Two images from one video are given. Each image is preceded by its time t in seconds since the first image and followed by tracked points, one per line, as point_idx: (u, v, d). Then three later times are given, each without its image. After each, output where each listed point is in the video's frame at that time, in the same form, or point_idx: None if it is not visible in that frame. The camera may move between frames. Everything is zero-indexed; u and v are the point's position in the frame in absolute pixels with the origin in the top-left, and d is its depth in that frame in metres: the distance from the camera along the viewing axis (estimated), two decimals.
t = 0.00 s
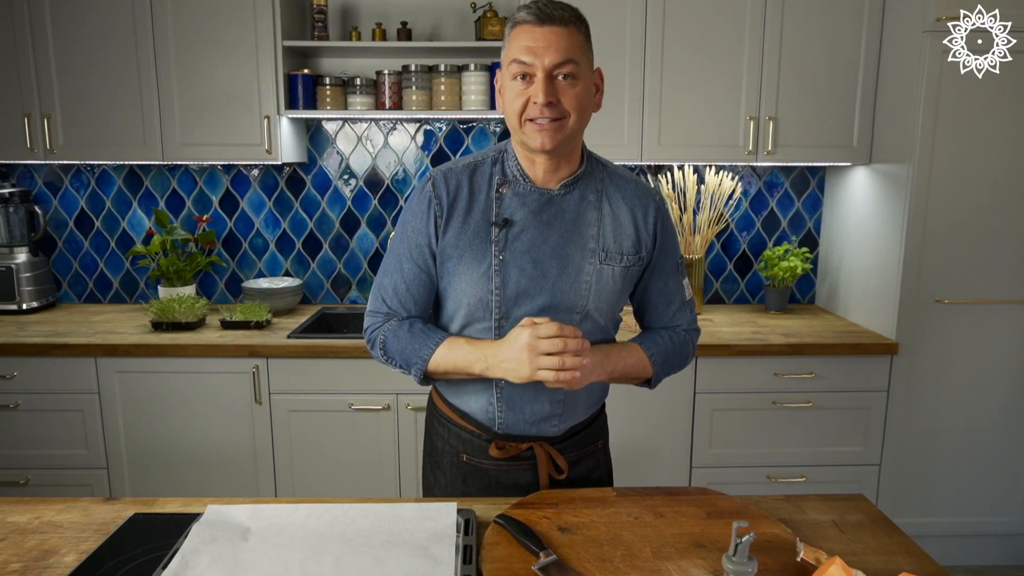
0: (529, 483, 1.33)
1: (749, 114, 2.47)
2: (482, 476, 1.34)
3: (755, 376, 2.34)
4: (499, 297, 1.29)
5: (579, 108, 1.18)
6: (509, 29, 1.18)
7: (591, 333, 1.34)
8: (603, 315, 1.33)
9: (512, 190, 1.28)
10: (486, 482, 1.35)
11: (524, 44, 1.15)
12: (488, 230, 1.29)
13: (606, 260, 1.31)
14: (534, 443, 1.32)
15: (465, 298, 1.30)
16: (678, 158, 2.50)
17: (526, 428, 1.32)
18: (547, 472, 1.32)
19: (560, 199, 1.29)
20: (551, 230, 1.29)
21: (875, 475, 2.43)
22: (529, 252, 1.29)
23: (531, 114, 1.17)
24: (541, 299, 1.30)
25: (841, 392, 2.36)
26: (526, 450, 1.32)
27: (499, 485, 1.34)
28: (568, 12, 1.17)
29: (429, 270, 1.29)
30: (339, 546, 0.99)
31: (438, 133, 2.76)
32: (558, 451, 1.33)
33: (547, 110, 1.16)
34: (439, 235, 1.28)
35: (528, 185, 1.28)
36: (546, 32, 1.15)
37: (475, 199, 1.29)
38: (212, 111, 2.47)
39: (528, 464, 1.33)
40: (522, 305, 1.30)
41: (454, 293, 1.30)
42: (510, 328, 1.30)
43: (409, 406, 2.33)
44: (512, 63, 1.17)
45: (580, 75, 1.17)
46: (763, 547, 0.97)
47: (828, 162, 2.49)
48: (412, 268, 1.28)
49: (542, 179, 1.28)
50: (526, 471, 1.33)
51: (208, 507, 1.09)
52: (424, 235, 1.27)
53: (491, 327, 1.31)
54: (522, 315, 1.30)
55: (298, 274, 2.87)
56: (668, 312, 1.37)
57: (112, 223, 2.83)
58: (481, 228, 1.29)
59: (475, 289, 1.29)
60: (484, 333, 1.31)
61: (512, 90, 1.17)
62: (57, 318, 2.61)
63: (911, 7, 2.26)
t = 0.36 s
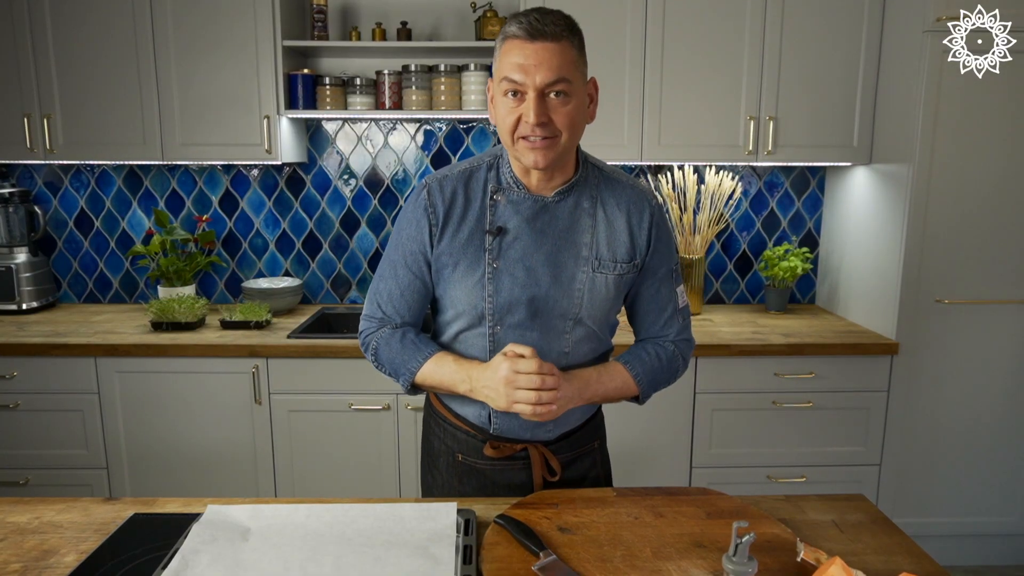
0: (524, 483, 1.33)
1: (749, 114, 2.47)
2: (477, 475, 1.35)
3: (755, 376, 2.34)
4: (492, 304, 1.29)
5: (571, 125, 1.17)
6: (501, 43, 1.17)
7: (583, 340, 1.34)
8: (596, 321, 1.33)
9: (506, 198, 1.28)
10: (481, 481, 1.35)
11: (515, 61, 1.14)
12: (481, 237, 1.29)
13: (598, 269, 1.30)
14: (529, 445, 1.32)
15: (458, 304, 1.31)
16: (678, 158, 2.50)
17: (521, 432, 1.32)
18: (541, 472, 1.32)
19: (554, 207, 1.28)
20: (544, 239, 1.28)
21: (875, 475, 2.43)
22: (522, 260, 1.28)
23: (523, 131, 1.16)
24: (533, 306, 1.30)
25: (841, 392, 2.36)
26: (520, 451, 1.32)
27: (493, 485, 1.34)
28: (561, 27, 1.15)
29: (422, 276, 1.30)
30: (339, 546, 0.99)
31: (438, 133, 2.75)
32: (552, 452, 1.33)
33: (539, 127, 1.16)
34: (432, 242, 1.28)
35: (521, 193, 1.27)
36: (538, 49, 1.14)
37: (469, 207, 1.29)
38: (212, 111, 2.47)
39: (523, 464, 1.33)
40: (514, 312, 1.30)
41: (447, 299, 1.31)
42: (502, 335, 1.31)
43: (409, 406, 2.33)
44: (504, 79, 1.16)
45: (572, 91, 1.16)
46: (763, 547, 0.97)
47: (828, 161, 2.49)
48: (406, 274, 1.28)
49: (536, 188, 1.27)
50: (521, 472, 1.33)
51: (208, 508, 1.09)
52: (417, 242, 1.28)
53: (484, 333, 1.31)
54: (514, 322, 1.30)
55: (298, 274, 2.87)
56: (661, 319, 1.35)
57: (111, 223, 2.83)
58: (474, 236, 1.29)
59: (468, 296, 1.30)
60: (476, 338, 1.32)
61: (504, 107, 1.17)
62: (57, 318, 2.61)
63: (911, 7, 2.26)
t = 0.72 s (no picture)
0: (529, 487, 1.33)
1: (749, 114, 2.47)
2: (481, 480, 1.34)
3: (755, 376, 2.34)
4: (491, 284, 1.28)
5: (556, 108, 1.18)
6: (486, 34, 1.20)
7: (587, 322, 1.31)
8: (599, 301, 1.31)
9: (500, 183, 1.29)
10: (485, 486, 1.35)
11: (499, 48, 1.16)
12: (477, 220, 1.29)
13: (595, 245, 1.30)
14: (533, 445, 1.31)
15: (458, 289, 1.30)
16: (678, 158, 2.50)
17: (525, 427, 1.31)
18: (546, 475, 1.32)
19: (548, 189, 1.29)
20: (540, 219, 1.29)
21: (875, 475, 2.43)
22: (519, 240, 1.28)
23: (511, 115, 1.17)
24: (533, 286, 1.29)
25: (841, 392, 2.36)
26: (524, 452, 1.32)
27: (498, 489, 1.34)
28: (541, 13, 1.17)
29: (421, 265, 1.31)
30: (339, 546, 0.99)
31: (438, 133, 2.75)
32: (557, 453, 1.32)
33: (525, 111, 1.17)
34: (429, 229, 1.29)
35: (516, 178, 1.29)
36: (521, 35, 1.15)
37: (464, 193, 1.30)
38: (212, 111, 2.47)
39: (527, 467, 1.33)
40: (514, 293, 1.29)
41: (446, 286, 1.31)
42: (503, 318, 1.29)
43: (409, 406, 2.33)
44: (490, 68, 1.18)
45: (556, 73, 1.17)
46: (763, 547, 0.97)
47: (828, 161, 2.49)
48: (404, 263, 1.30)
49: (531, 173, 1.29)
50: (525, 475, 1.33)
51: (208, 507, 1.09)
52: (415, 230, 1.30)
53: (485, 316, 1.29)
54: (514, 302, 1.29)
55: (298, 274, 2.87)
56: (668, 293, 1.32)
57: (112, 223, 2.83)
58: (469, 220, 1.29)
59: (466, 279, 1.29)
60: (477, 321, 1.30)
61: (492, 93, 1.18)
62: (57, 318, 2.61)
63: (911, 8, 2.26)
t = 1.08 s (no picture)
0: (530, 485, 1.33)
1: (749, 114, 2.47)
2: (483, 480, 1.34)
3: (755, 376, 2.34)
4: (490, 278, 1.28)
5: (554, 108, 1.17)
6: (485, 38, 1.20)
7: (586, 318, 1.31)
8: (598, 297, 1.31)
9: (503, 178, 1.29)
10: (487, 486, 1.35)
11: (496, 50, 1.17)
12: (479, 215, 1.29)
13: (595, 241, 1.30)
14: (533, 443, 1.32)
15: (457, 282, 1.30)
16: (678, 158, 2.50)
17: (525, 423, 1.31)
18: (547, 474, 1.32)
19: (550, 185, 1.29)
20: (541, 214, 1.29)
21: (875, 475, 2.43)
22: (520, 234, 1.28)
23: (509, 115, 1.17)
24: (532, 281, 1.28)
25: (841, 392, 2.36)
26: (525, 451, 1.32)
27: (500, 488, 1.34)
28: (537, 14, 1.17)
29: (421, 257, 1.32)
30: (339, 546, 0.99)
31: (438, 133, 2.75)
32: (557, 452, 1.32)
33: (523, 110, 1.17)
34: (431, 223, 1.31)
35: (518, 174, 1.28)
36: (517, 37, 1.15)
37: (467, 187, 1.31)
38: (212, 111, 2.47)
39: (528, 466, 1.33)
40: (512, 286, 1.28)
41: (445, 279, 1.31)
42: (502, 312, 1.29)
43: (409, 406, 2.33)
44: (488, 69, 1.19)
45: (553, 73, 1.17)
46: (763, 547, 0.97)
47: (828, 162, 2.49)
48: (406, 256, 1.31)
49: (533, 171, 1.29)
50: (526, 474, 1.33)
51: (208, 507, 1.09)
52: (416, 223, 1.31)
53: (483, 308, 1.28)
54: (513, 296, 1.28)
55: (298, 274, 2.87)
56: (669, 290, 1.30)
57: (111, 223, 2.83)
58: (471, 214, 1.30)
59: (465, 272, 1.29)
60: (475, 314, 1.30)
61: (490, 95, 1.18)
62: (57, 318, 2.61)
63: (911, 8, 2.26)
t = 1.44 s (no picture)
0: (523, 485, 1.33)
1: (749, 114, 2.47)
2: (477, 479, 1.34)
3: (755, 376, 2.34)
4: (491, 280, 1.28)
5: (559, 107, 1.18)
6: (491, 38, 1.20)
7: (584, 321, 1.31)
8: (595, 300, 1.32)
9: (506, 179, 1.29)
10: (480, 485, 1.35)
11: (504, 50, 1.17)
12: (480, 216, 1.29)
13: (596, 245, 1.30)
14: (528, 444, 1.32)
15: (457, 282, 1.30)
16: (678, 158, 2.50)
17: (519, 424, 1.31)
18: (541, 474, 1.32)
19: (553, 188, 1.29)
20: (542, 217, 1.29)
21: (875, 475, 2.43)
22: (521, 236, 1.28)
23: (516, 113, 1.17)
24: (533, 283, 1.28)
25: (841, 392, 2.36)
26: (519, 451, 1.32)
27: (493, 488, 1.34)
28: (545, 15, 1.18)
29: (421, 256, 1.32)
30: (339, 546, 0.99)
31: (438, 133, 2.76)
32: (551, 452, 1.33)
33: (529, 109, 1.17)
34: (432, 222, 1.31)
35: (521, 177, 1.29)
36: (525, 36, 1.16)
37: (469, 188, 1.30)
38: (212, 111, 2.47)
39: (522, 465, 1.33)
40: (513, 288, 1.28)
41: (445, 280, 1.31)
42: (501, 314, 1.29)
43: (409, 406, 2.33)
44: (495, 68, 1.19)
45: (560, 73, 1.17)
46: (763, 547, 0.97)
47: (828, 162, 2.49)
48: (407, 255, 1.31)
49: (536, 172, 1.29)
50: (520, 473, 1.33)
51: (208, 507, 1.09)
52: (418, 221, 1.31)
53: (482, 310, 1.27)
54: (513, 298, 1.28)
55: (298, 274, 2.87)
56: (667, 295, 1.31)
57: (112, 223, 2.83)
58: (472, 215, 1.29)
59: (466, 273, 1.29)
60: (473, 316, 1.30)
61: (496, 93, 1.18)
62: (57, 318, 2.61)
63: (911, 8, 2.26)
